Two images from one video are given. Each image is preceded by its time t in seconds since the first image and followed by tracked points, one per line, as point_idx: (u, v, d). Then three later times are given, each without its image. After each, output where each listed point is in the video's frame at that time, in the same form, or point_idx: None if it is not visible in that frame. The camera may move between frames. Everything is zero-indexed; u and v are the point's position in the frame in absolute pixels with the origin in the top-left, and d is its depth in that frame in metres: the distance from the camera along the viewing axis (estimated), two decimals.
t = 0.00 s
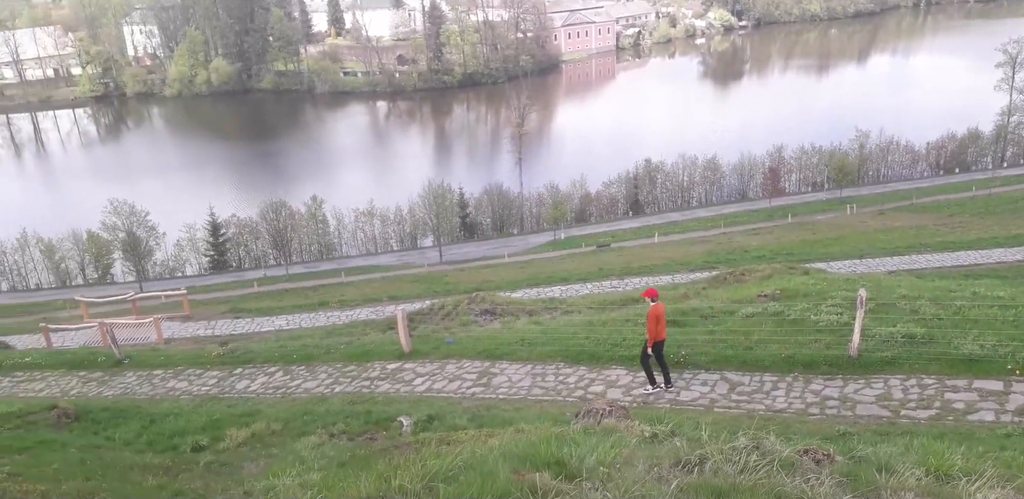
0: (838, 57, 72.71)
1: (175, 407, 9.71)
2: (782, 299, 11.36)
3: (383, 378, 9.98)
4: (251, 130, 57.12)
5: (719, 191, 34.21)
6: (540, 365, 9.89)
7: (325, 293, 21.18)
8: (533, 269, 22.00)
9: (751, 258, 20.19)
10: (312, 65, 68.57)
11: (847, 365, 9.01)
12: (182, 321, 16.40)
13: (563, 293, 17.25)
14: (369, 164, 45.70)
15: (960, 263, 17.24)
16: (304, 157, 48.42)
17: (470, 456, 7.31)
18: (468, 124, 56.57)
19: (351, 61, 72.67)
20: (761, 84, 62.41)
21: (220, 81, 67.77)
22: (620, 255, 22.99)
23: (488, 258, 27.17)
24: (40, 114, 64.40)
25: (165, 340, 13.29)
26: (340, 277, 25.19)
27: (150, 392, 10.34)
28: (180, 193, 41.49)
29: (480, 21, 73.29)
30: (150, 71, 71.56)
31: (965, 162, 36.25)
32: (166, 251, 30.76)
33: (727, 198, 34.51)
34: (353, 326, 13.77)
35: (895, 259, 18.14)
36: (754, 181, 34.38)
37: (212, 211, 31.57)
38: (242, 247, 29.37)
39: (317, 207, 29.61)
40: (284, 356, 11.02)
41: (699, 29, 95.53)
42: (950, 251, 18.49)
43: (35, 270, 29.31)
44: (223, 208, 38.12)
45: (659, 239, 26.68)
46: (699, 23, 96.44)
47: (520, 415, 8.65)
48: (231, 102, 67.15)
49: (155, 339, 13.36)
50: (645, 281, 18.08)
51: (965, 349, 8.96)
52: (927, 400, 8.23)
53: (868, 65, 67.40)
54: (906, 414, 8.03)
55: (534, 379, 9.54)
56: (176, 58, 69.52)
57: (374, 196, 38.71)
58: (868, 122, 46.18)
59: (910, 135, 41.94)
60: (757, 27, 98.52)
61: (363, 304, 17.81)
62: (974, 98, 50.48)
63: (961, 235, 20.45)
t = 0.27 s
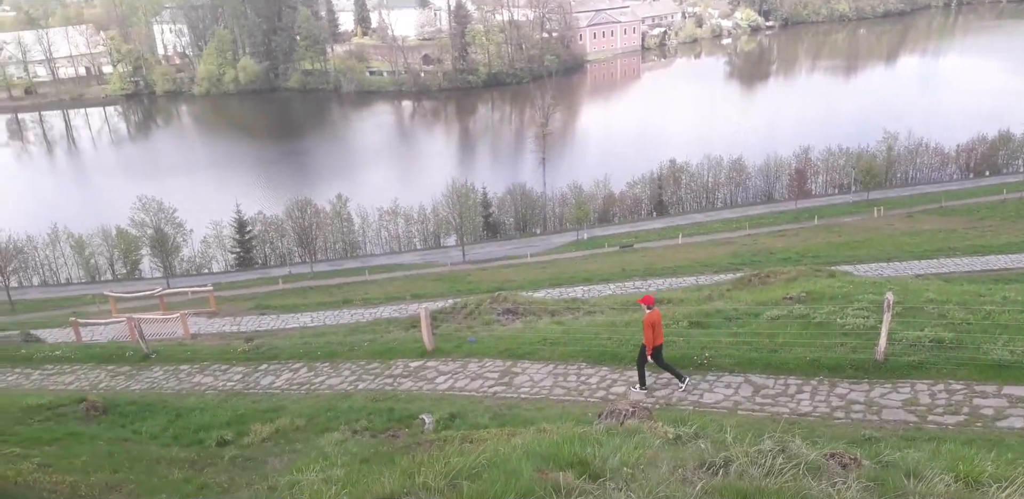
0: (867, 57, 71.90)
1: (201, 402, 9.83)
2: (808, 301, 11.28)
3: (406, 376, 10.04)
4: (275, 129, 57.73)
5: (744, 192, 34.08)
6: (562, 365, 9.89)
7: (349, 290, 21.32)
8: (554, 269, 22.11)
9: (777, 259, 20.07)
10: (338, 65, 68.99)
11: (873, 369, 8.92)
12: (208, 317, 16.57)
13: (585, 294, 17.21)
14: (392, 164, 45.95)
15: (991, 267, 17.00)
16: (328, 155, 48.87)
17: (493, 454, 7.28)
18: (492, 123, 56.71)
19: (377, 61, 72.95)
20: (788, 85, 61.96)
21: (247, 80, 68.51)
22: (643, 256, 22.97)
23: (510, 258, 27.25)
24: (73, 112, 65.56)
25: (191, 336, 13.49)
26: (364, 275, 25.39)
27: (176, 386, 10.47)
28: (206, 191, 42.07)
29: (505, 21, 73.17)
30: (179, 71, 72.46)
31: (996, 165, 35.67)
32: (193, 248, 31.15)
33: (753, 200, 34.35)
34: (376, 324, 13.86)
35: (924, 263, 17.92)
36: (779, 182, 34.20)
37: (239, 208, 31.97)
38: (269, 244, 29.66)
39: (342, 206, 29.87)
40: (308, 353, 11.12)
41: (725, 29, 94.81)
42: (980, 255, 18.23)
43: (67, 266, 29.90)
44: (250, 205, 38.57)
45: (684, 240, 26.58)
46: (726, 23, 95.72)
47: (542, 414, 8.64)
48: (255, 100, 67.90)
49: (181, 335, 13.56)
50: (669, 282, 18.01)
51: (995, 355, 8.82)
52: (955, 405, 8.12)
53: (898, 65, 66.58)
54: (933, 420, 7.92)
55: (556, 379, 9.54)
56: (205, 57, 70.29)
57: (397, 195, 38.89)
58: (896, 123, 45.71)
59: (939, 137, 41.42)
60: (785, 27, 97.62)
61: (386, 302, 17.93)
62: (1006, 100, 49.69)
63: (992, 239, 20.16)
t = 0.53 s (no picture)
0: (897, 58, 70.96)
1: (227, 396, 9.95)
2: (835, 304, 11.19)
3: (430, 374, 10.09)
4: (297, 126, 58.27)
5: (770, 193, 33.86)
6: (585, 365, 9.89)
7: (374, 288, 21.45)
8: (577, 268, 22.18)
9: (803, 261, 19.93)
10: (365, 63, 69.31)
11: (901, 374, 8.83)
12: (235, 313, 16.77)
13: (609, 293, 17.15)
14: (415, 162, 46.11)
15: None
16: (351, 153, 49.25)
17: (517, 452, 7.27)
18: (517, 122, 56.74)
19: (403, 60, 73.07)
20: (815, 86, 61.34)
21: (275, 78, 69.07)
22: (668, 256, 22.92)
23: (533, 257, 27.27)
24: (105, 109, 66.58)
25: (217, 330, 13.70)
26: (387, 273, 25.54)
27: (203, 380, 10.61)
28: (232, 187, 42.56)
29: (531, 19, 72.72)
30: (209, 68, 73.18)
31: None
32: (220, 243, 31.46)
33: (779, 201, 34.11)
34: (400, 321, 13.95)
35: (953, 266, 17.68)
36: (806, 183, 33.92)
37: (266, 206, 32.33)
38: (295, 241, 29.97)
39: (367, 203, 30.09)
40: (333, 349, 11.21)
41: (753, 29, 93.52)
42: (1012, 259, 17.95)
43: (96, 260, 30.36)
44: (276, 202, 38.99)
45: (709, 241, 26.41)
46: (753, 22, 94.72)
47: (565, 414, 8.65)
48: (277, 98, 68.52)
49: (208, 329, 13.76)
50: (694, 283, 17.91)
51: None
52: (985, 411, 8.02)
53: (929, 66, 65.59)
54: (962, 425, 7.83)
55: (579, 378, 9.54)
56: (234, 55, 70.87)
57: (422, 193, 39.03)
58: (926, 124, 45.09)
59: (970, 139, 40.79)
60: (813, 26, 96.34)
61: (410, 299, 18.03)
62: None
63: None
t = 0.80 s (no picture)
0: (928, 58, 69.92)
1: (253, 391, 10.06)
2: (862, 306, 11.09)
3: (453, 371, 10.13)
4: (320, 124, 58.75)
5: (797, 194, 33.60)
6: (608, 365, 9.88)
7: (397, 286, 21.53)
8: (601, 268, 22.14)
9: (830, 263, 19.74)
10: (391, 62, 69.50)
11: (929, 378, 8.73)
12: (261, 309, 16.94)
13: (633, 293, 17.08)
14: (437, 160, 46.22)
15: None
16: (375, 151, 49.60)
17: (541, 452, 7.26)
18: (541, 121, 56.69)
19: (430, 58, 73.36)
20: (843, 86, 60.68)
21: (302, 76, 69.55)
22: (693, 256, 22.81)
23: (557, 256, 27.27)
24: (135, 106, 67.61)
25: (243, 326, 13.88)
26: (411, 271, 25.68)
27: (229, 375, 10.74)
28: (258, 184, 43.03)
29: (557, 18, 72.31)
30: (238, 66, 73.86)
31: None
32: (247, 240, 31.79)
33: (806, 202, 33.83)
34: (424, 319, 14.01)
35: (985, 270, 17.38)
36: (834, 184, 33.63)
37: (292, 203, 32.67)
38: (321, 238, 30.28)
39: (392, 202, 30.25)
40: (358, 346, 11.30)
41: (781, 28, 92.72)
42: None
43: (126, 255, 30.84)
44: (303, 199, 39.39)
45: (736, 241, 26.23)
46: (781, 21, 93.69)
47: (587, 414, 8.64)
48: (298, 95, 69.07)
49: (234, 324, 13.97)
50: (719, 283, 17.79)
51: None
52: (1015, 418, 7.89)
53: (961, 66, 64.52)
54: (992, 431, 7.71)
55: (602, 378, 9.54)
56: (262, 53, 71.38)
57: (446, 192, 39.17)
58: (956, 125, 44.43)
59: (1003, 140, 40.12)
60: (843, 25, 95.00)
61: (433, 297, 18.09)
62: None
63: None
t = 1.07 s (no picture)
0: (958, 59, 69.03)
1: (277, 386, 10.16)
2: (889, 310, 10.98)
3: (474, 370, 10.17)
4: (342, 122, 59.14)
5: (823, 195, 33.35)
6: (629, 365, 9.86)
7: (420, 284, 21.64)
8: (625, 267, 22.09)
9: (856, 265, 19.57)
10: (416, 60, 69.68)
11: (957, 383, 8.62)
12: (285, 305, 17.12)
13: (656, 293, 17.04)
14: (458, 159, 46.32)
15: None
16: (397, 149, 49.82)
17: (563, 452, 7.25)
18: (563, 121, 56.64)
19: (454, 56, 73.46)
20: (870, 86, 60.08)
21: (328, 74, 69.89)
22: (717, 257, 22.73)
23: (579, 255, 27.26)
24: (162, 103, 68.47)
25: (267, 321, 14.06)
26: (434, 269, 25.80)
27: (254, 370, 10.86)
28: (282, 181, 43.47)
29: (582, 18, 72.28)
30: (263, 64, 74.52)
31: None
32: (271, 236, 32.14)
33: (832, 203, 33.58)
34: (446, 317, 14.07)
35: (1016, 275, 17.09)
36: (860, 185, 33.33)
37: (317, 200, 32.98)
38: (345, 235, 30.56)
39: (415, 199, 30.39)
40: (381, 344, 11.38)
41: (808, 28, 91.95)
42: None
43: (153, 250, 31.33)
44: (327, 197, 39.74)
45: (761, 242, 26.08)
46: (808, 21, 92.78)
47: (608, 414, 8.63)
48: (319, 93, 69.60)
49: (259, 320, 14.16)
50: (744, 285, 17.67)
51: None
52: None
53: (992, 68, 63.56)
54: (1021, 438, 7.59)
55: (623, 379, 9.52)
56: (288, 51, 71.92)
57: (468, 190, 39.31)
58: (985, 127, 43.78)
59: None
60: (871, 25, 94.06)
61: (456, 296, 18.17)
62: None
63: None
